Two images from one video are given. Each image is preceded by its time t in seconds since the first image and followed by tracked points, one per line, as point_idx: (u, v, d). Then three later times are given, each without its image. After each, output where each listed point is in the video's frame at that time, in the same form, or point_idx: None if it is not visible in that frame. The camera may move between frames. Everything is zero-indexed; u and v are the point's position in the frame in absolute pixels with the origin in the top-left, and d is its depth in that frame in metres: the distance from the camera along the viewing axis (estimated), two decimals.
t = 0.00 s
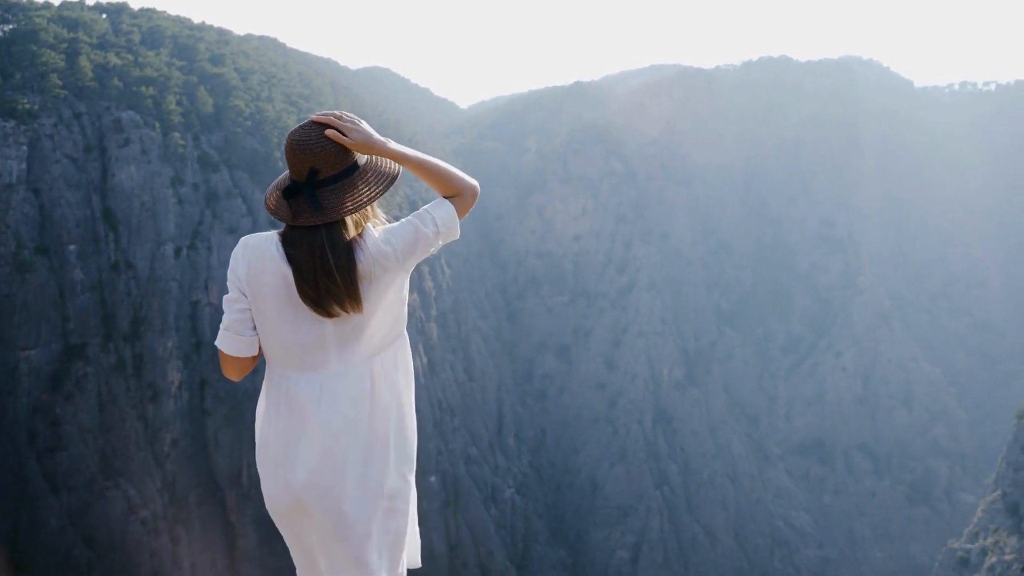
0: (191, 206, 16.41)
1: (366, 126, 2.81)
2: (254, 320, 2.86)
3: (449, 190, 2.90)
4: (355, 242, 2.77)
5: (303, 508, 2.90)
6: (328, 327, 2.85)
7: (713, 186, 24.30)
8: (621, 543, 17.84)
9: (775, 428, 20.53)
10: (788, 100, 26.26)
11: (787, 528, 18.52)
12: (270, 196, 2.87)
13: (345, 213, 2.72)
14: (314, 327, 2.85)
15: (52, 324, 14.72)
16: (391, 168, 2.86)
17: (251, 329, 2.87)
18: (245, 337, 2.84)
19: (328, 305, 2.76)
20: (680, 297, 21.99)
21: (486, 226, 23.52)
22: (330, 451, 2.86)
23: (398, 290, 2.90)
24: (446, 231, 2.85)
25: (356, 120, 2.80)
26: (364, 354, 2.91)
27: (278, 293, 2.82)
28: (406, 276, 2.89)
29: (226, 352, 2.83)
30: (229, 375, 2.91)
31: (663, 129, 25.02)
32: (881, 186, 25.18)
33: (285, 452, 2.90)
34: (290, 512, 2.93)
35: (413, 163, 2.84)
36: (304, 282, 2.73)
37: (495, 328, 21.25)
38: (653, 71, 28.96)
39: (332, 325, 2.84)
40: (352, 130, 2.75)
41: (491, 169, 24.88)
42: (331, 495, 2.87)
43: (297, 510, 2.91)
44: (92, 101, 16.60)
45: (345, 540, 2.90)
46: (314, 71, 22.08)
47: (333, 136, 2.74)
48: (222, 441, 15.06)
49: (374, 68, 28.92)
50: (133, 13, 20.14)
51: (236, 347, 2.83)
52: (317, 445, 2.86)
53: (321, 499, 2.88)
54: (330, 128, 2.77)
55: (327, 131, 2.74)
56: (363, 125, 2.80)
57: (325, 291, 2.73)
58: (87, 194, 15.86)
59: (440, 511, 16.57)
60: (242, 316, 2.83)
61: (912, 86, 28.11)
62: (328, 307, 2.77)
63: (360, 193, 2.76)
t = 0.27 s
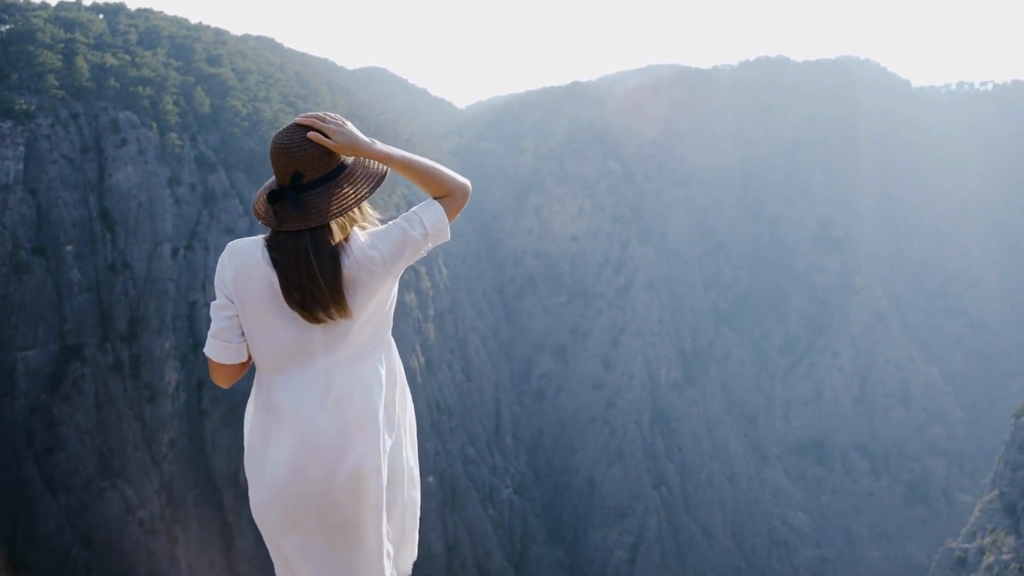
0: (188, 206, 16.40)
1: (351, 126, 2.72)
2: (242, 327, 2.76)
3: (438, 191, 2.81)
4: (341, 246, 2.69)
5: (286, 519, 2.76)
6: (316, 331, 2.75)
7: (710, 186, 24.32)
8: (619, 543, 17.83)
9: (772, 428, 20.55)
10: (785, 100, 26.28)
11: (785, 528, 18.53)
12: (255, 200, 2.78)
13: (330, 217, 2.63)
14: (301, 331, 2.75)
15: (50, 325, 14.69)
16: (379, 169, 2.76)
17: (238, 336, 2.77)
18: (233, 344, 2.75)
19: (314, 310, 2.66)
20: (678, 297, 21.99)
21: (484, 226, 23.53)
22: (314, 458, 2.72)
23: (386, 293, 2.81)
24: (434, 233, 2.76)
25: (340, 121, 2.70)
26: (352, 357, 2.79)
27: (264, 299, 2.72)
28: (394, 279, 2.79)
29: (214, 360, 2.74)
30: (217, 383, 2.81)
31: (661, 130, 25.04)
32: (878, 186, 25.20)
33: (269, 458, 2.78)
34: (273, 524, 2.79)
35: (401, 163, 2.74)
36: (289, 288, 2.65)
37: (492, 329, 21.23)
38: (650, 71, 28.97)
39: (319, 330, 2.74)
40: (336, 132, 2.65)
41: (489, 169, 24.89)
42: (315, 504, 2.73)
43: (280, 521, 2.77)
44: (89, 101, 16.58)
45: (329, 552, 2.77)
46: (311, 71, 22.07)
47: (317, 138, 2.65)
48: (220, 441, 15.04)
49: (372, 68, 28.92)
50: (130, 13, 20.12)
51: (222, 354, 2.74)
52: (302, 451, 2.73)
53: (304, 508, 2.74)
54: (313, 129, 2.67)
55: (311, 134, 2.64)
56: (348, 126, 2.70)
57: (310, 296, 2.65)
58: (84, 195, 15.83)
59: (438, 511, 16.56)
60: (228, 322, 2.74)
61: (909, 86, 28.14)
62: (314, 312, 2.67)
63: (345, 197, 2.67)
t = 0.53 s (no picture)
0: (185, 206, 16.39)
1: (336, 124, 2.56)
2: (228, 329, 2.65)
3: (426, 189, 2.62)
4: (324, 246, 2.54)
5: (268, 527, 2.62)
6: (297, 335, 2.61)
7: (708, 186, 24.34)
8: (617, 543, 17.85)
9: (770, 428, 20.58)
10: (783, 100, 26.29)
11: (783, 528, 18.55)
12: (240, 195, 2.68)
13: (314, 218, 2.51)
14: (282, 334, 2.61)
15: (47, 325, 14.68)
16: (365, 168, 2.62)
17: (225, 339, 2.67)
18: (220, 347, 2.65)
19: (295, 312, 2.53)
20: (675, 297, 22.01)
21: (482, 226, 23.53)
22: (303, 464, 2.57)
23: (370, 293, 2.65)
24: (419, 234, 2.58)
25: (324, 118, 2.55)
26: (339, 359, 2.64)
27: (249, 301, 2.60)
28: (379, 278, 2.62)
29: (202, 364, 2.66)
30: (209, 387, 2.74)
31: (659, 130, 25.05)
32: (875, 186, 25.21)
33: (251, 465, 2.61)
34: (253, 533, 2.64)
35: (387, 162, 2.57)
36: (271, 289, 2.52)
37: (490, 329, 21.23)
38: (648, 71, 29.00)
39: (299, 333, 2.60)
40: (318, 130, 2.50)
41: (486, 169, 24.88)
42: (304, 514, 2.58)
43: (271, 531, 2.63)
44: (87, 101, 16.55)
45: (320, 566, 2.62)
46: (309, 71, 22.06)
47: (298, 136, 2.51)
48: (218, 442, 15.10)
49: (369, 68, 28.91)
50: (127, 13, 20.10)
51: (211, 357, 2.65)
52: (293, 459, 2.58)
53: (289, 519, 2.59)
54: (295, 128, 2.53)
55: (291, 132, 2.50)
56: (332, 123, 2.55)
57: (292, 299, 2.51)
58: (81, 195, 15.82)
59: (435, 512, 16.56)
60: (214, 325, 2.63)
61: (907, 86, 28.18)
62: (293, 314, 2.53)
63: (329, 197, 2.54)
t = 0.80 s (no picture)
0: (183, 206, 16.38)
1: (321, 121, 2.55)
2: (215, 331, 2.68)
3: (414, 185, 2.57)
4: (309, 245, 2.53)
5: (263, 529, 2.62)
6: (285, 335, 2.59)
7: (706, 186, 24.34)
8: (615, 543, 17.86)
9: (768, 428, 20.58)
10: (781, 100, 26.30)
11: (781, 529, 18.55)
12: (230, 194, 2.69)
13: (300, 216, 2.51)
14: (270, 334, 2.60)
15: (45, 325, 14.67)
16: (352, 166, 2.61)
17: (213, 341, 2.71)
18: (208, 349, 2.69)
19: (279, 313, 2.51)
20: (673, 297, 22.00)
21: (480, 226, 23.52)
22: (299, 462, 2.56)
23: (359, 293, 2.62)
24: (407, 232, 2.53)
25: (310, 116, 2.55)
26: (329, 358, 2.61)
27: (235, 302, 2.61)
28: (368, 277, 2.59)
29: (191, 367, 2.71)
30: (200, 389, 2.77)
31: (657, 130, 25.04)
32: (874, 187, 25.20)
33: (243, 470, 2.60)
34: (246, 536, 2.64)
35: (374, 159, 2.53)
36: (255, 291, 2.52)
37: (489, 329, 21.21)
38: (647, 71, 28.99)
39: (287, 334, 2.58)
40: (302, 127, 2.50)
41: (485, 169, 24.87)
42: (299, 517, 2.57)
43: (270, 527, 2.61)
44: (85, 101, 16.53)
45: (316, 568, 2.62)
46: (307, 71, 22.05)
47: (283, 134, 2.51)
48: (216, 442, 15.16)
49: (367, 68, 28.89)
50: (125, 13, 20.09)
51: (198, 360, 2.70)
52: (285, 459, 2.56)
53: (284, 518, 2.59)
54: (280, 126, 2.53)
55: (276, 130, 2.50)
56: (317, 120, 2.54)
57: (280, 299, 2.49)
58: (79, 195, 15.83)
59: (434, 512, 16.56)
60: (201, 327, 2.66)
61: (905, 86, 28.18)
62: (280, 314, 2.52)
63: (315, 195, 2.54)
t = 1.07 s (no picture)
0: (183, 207, 16.38)
1: (307, 115, 2.42)
2: (205, 331, 2.53)
3: (403, 181, 2.43)
4: (295, 243, 2.38)
5: (247, 533, 2.51)
6: (276, 335, 2.46)
7: (705, 186, 24.37)
8: (615, 543, 17.87)
9: (767, 428, 20.59)
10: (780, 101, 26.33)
11: (781, 529, 18.56)
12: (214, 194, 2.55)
13: (286, 214, 2.36)
14: (260, 334, 2.47)
15: (45, 325, 14.66)
16: (340, 163, 2.47)
17: (203, 341, 2.55)
18: (199, 349, 2.54)
19: (267, 312, 2.38)
20: (673, 296, 22.00)
21: (479, 225, 23.51)
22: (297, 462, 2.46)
23: (348, 292, 2.49)
24: (394, 229, 2.38)
25: (294, 109, 2.41)
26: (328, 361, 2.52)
27: (224, 300, 2.46)
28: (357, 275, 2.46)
29: (187, 367, 2.57)
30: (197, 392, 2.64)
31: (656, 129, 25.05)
32: (872, 187, 25.25)
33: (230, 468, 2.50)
34: (227, 537, 2.54)
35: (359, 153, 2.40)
36: (241, 289, 2.37)
37: (488, 329, 21.20)
38: (646, 71, 29.01)
39: (277, 334, 2.46)
40: (287, 122, 2.36)
41: (484, 169, 24.86)
42: (288, 525, 2.45)
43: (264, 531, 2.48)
44: (84, 101, 16.50)
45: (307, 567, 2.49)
46: (306, 71, 22.06)
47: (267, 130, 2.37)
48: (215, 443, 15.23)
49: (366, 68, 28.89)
50: (125, 13, 20.09)
51: (195, 360, 2.55)
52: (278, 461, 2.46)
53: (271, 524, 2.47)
54: (264, 121, 2.39)
55: (259, 126, 2.37)
56: (303, 115, 2.40)
57: (265, 298, 2.35)
58: (79, 195, 15.82)
59: (433, 512, 16.56)
60: (191, 326, 2.51)
61: (904, 86, 28.18)
62: (266, 313, 2.38)
63: (301, 193, 2.40)
